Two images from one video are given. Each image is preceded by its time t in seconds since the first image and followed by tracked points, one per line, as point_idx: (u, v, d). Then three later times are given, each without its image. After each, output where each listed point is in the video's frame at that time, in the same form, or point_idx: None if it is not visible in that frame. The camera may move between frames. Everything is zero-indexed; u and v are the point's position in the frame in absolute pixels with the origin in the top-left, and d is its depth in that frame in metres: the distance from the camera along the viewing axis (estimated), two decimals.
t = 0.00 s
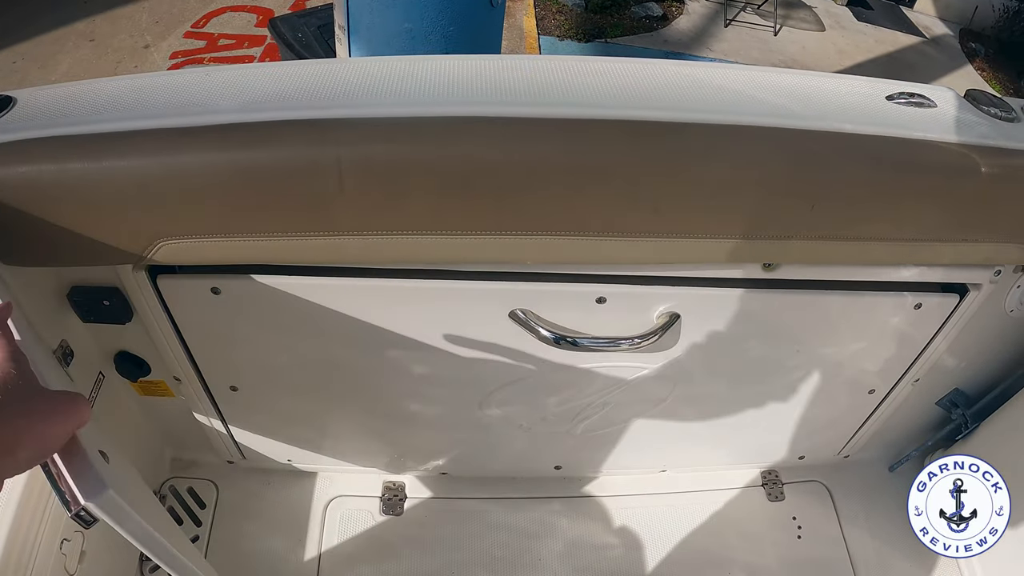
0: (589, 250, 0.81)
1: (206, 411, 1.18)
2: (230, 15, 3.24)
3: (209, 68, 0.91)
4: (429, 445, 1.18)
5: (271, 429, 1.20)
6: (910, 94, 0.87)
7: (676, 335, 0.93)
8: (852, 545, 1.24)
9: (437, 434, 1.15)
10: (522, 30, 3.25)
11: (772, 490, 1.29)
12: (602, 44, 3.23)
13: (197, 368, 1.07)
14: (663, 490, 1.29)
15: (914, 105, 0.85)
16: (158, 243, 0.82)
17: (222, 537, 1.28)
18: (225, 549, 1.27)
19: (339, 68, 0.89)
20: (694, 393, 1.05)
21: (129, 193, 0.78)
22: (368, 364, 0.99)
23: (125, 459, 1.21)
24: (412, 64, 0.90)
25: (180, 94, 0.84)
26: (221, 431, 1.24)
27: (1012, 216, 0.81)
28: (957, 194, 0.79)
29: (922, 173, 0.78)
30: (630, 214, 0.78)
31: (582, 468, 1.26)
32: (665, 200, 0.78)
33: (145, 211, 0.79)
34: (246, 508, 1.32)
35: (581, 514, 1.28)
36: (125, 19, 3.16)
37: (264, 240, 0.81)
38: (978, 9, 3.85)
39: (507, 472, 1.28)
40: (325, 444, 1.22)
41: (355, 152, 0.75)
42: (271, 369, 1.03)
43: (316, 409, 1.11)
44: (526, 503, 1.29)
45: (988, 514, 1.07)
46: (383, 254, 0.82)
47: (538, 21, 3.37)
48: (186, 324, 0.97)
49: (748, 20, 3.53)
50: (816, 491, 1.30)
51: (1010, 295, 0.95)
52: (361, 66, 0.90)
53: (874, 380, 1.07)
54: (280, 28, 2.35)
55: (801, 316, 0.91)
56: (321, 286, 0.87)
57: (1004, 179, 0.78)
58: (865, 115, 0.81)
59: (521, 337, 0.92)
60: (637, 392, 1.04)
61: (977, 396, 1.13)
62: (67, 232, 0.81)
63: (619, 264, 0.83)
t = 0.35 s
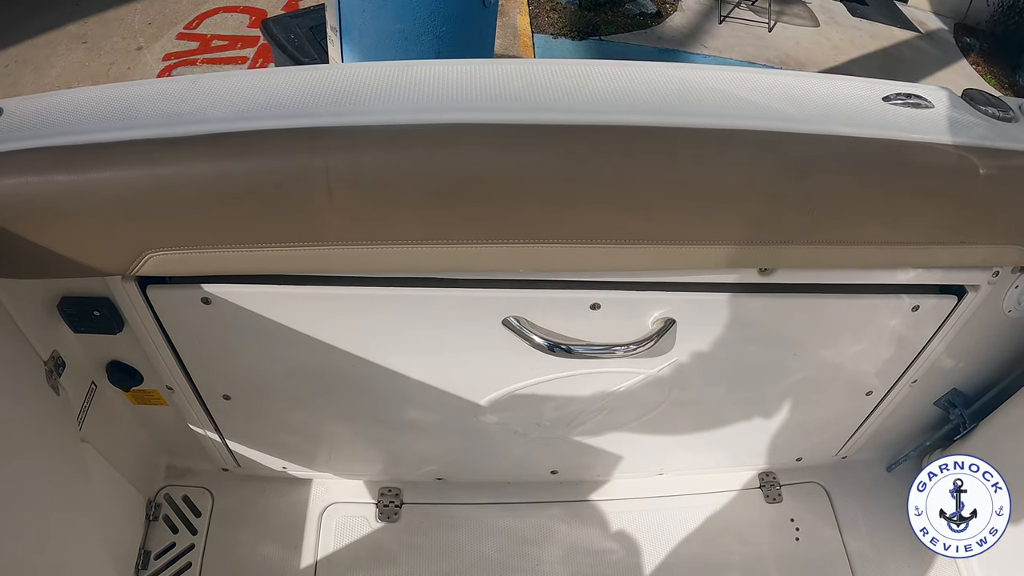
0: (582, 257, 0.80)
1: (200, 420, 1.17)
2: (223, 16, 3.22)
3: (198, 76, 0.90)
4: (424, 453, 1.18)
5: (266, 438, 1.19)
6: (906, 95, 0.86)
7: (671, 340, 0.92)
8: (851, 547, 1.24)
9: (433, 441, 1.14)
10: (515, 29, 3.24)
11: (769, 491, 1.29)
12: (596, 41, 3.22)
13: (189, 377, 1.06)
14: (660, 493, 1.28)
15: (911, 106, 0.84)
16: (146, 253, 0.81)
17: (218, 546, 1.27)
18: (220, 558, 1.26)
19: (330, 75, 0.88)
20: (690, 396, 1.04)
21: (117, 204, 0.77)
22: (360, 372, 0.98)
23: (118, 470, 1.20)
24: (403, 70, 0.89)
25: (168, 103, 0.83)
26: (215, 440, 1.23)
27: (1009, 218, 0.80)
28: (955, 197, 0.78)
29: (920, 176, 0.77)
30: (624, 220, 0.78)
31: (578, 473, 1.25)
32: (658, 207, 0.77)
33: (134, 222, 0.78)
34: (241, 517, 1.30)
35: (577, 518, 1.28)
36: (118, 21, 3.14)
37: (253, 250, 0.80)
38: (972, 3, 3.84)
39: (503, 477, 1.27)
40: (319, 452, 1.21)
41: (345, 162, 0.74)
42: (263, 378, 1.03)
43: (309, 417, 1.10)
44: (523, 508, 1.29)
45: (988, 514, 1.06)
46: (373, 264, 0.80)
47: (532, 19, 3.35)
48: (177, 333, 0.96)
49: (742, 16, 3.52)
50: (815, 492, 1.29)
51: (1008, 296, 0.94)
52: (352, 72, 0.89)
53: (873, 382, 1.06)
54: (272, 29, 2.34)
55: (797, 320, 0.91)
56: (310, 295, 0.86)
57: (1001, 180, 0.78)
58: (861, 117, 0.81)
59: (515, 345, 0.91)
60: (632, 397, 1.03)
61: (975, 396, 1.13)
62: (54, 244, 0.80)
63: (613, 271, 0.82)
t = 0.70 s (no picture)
0: (577, 262, 0.80)
1: (197, 426, 1.17)
2: (216, 16, 3.21)
3: (190, 82, 0.90)
4: (422, 456, 1.17)
5: (264, 443, 1.19)
6: (903, 95, 0.86)
7: (668, 342, 0.92)
8: (848, 546, 1.24)
9: (431, 445, 1.14)
10: (509, 27, 3.24)
11: (766, 491, 1.29)
12: (591, 38, 3.21)
13: (185, 383, 1.06)
14: (658, 493, 1.28)
15: (907, 106, 0.84)
16: (140, 262, 0.81)
17: (215, 552, 1.27)
18: (218, 563, 1.26)
19: (323, 80, 0.88)
20: (689, 398, 1.04)
21: (110, 213, 0.76)
22: (356, 377, 0.98)
23: (115, 476, 1.19)
24: (397, 74, 0.89)
25: (161, 109, 0.82)
26: (212, 445, 1.22)
27: (1005, 218, 0.80)
28: (950, 198, 0.78)
29: (916, 177, 0.77)
30: (620, 225, 0.77)
31: (576, 475, 1.25)
32: (654, 211, 0.77)
33: (127, 231, 0.78)
34: (239, 522, 1.30)
35: (575, 519, 1.27)
36: (111, 22, 3.12)
37: (247, 258, 0.80)
38: None
39: (502, 479, 1.26)
40: (317, 457, 1.21)
41: (340, 168, 0.74)
42: (259, 384, 1.02)
43: (306, 422, 1.10)
44: (520, 510, 1.28)
45: (988, 514, 1.06)
46: (369, 270, 0.80)
47: (526, 17, 3.34)
48: (172, 340, 0.96)
49: (736, 12, 3.52)
50: (812, 491, 1.29)
51: (1004, 295, 0.94)
52: (346, 77, 0.88)
53: (870, 381, 1.06)
54: (266, 29, 2.32)
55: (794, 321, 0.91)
56: (305, 302, 0.86)
57: (997, 180, 0.78)
58: (857, 118, 0.81)
59: (511, 349, 0.90)
60: (629, 399, 1.03)
61: (971, 394, 1.13)
62: (48, 253, 0.80)
63: (609, 275, 0.82)
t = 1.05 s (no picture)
0: (571, 265, 0.79)
1: (193, 431, 1.17)
2: (210, 17, 3.19)
3: (181, 87, 0.89)
4: (418, 459, 1.17)
5: (260, 447, 1.18)
6: (897, 94, 0.86)
7: (663, 344, 0.92)
8: (845, 543, 1.24)
9: (427, 447, 1.13)
10: (503, 26, 3.23)
11: (763, 490, 1.29)
12: (586, 36, 3.21)
13: (180, 389, 1.05)
14: (655, 492, 1.28)
15: (901, 105, 0.84)
16: (131, 269, 0.80)
17: (212, 556, 1.26)
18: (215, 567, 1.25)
19: (315, 84, 0.87)
20: (684, 398, 1.04)
21: (101, 219, 0.76)
22: (350, 381, 0.98)
23: (112, 482, 1.19)
24: (389, 77, 0.89)
25: (152, 115, 0.82)
26: (208, 450, 1.22)
27: (999, 217, 0.80)
28: (945, 197, 0.78)
29: (910, 177, 0.77)
30: (613, 228, 0.77)
31: (572, 475, 1.24)
32: (648, 213, 0.76)
33: (119, 238, 0.77)
34: (235, 526, 1.29)
35: (572, 520, 1.27)
36: (104, 23, 3.10)
37: (240, 264, 0.80)
38: None
39: (498, 481, 1.26)
40: (314, 460, 1.20)
41: (333, 174, 0.73)
42: (254, 389, 1.02)
43: (302, 426, 1.10)
44: (517, 511, 1.27)
45: (988, 513, 1.06)
46: (363, 276, 0.80)
47: (520, 15, 3.34)
48: (166, 346, 0.95)
49: (731, 8, 3.51)
50: (809, 489, 1.30)
51: (1000, 293, 0.94)
52: (338, 81, 0.88)
53: (866, 379, 1.06)
54: (259, 30, 2.31)
55: (788, 321, 0.91)
56: (299, 307, 0.85)
57: (991, 179, 0.78)
58: (851, 118, 0.80)
59: (506, 351, 0.90)
60: (625, 400, 1.02)
61: (968, 390, 1.13)
62: (40, 260, 0.79)
63: (604, 278, 0.82)
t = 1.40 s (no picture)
0: (562, 264, 0.79)
1: (187, 434, 1.16)
2: (204, 18, 3.18)
3: (170, 89, 0.89)
4: (414, 460, 1.16)
5: (255, 449, 1.18)
6: (889, 91, 0.86)
7: (656, 343, 0.91)
8: (842, 541, 1.24)
9: (422, 448, 1.13)
10: (498, 25, 3.23)
11: (759, 488, 1.29)
12: (580, 34, 3.20)
13: (173, 391, 1.05)
14: (651, 491, 1.27)
15: (893, 101, 0.84)
16: (121, 272, 0.80)
17: (207, 559, 1.26)
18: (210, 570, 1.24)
19: (305, 85, 0.87)
20: (679, 397, 1.03)
21: (91, 222, 0.75)
22: (342, 383, 0.97)
23: (107, 486, 1.18)
24: (379, 78, 0.88)
25: (141, 118, 0.81)
26: (203, 453, 1.22)
27: (992, 213, 0.80)
28: (938, 194, 0.78)
29: (902, 174, 0.76)
30: (605, 227, 0.77)
31: (568, 475, 1.24)
32: (639, 212, 0.76)
33: (108, 240, 0.77)
34: (230, 528, 1.29)
35: (568, 520, 1.26)
36: (98, 25, 3.09)
37: (230, 266, 0.79)
38: None
39: (493, 481, 1.25)
40: (309, 462, 1.20)
41: (323, 174, 0.73)
42: (246, 392, 1.02)
43: (296, 428, 1.09)
44: (513, 510, 1.27)
45: (988, 513, 1.06)
46: (354, 276, 0.79)
47: (515, 14, 3.33)
48: (157, 349, 0.95)
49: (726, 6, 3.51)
50: (806, 487, 1.29)
51: (994, 288, 0.94)
52: (328, 82, 0.88)
53: (861, 376, 1.06)
54: (253, 31, 2.31)
55: (781, 319, 0.90)
56: (289, 309, 0.85)
57: (983, 174, 0.77)
58: (843, 115, 0.80)
59: (498, 351, 0.90)
60: (619, 399, 1.02)
61: (964, 387, 1.13)
62: (30, 264, 0.79)
63: (596, 277, 0.82)
